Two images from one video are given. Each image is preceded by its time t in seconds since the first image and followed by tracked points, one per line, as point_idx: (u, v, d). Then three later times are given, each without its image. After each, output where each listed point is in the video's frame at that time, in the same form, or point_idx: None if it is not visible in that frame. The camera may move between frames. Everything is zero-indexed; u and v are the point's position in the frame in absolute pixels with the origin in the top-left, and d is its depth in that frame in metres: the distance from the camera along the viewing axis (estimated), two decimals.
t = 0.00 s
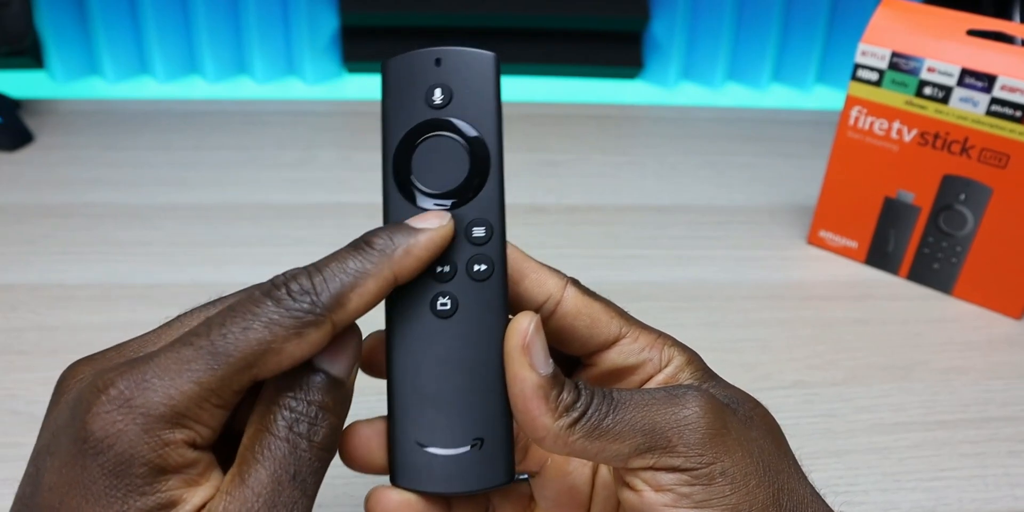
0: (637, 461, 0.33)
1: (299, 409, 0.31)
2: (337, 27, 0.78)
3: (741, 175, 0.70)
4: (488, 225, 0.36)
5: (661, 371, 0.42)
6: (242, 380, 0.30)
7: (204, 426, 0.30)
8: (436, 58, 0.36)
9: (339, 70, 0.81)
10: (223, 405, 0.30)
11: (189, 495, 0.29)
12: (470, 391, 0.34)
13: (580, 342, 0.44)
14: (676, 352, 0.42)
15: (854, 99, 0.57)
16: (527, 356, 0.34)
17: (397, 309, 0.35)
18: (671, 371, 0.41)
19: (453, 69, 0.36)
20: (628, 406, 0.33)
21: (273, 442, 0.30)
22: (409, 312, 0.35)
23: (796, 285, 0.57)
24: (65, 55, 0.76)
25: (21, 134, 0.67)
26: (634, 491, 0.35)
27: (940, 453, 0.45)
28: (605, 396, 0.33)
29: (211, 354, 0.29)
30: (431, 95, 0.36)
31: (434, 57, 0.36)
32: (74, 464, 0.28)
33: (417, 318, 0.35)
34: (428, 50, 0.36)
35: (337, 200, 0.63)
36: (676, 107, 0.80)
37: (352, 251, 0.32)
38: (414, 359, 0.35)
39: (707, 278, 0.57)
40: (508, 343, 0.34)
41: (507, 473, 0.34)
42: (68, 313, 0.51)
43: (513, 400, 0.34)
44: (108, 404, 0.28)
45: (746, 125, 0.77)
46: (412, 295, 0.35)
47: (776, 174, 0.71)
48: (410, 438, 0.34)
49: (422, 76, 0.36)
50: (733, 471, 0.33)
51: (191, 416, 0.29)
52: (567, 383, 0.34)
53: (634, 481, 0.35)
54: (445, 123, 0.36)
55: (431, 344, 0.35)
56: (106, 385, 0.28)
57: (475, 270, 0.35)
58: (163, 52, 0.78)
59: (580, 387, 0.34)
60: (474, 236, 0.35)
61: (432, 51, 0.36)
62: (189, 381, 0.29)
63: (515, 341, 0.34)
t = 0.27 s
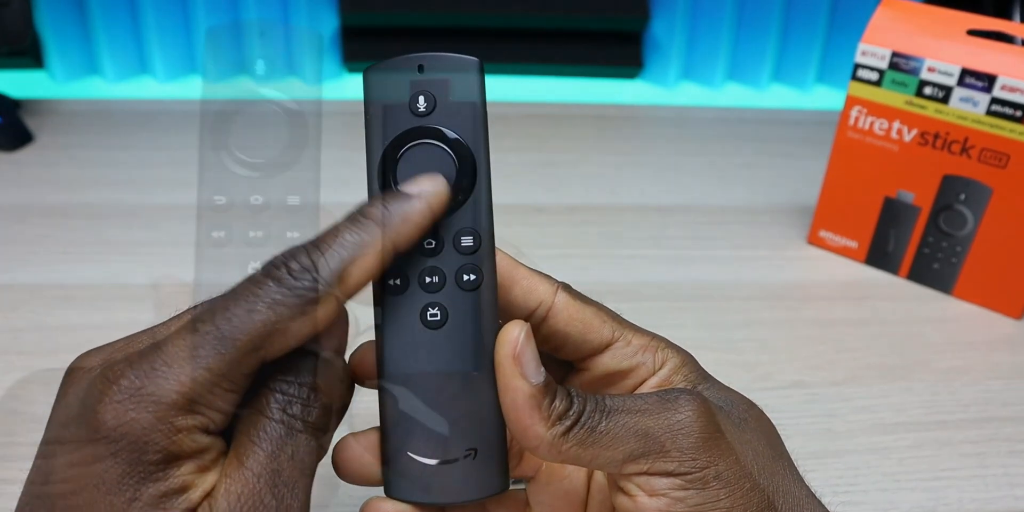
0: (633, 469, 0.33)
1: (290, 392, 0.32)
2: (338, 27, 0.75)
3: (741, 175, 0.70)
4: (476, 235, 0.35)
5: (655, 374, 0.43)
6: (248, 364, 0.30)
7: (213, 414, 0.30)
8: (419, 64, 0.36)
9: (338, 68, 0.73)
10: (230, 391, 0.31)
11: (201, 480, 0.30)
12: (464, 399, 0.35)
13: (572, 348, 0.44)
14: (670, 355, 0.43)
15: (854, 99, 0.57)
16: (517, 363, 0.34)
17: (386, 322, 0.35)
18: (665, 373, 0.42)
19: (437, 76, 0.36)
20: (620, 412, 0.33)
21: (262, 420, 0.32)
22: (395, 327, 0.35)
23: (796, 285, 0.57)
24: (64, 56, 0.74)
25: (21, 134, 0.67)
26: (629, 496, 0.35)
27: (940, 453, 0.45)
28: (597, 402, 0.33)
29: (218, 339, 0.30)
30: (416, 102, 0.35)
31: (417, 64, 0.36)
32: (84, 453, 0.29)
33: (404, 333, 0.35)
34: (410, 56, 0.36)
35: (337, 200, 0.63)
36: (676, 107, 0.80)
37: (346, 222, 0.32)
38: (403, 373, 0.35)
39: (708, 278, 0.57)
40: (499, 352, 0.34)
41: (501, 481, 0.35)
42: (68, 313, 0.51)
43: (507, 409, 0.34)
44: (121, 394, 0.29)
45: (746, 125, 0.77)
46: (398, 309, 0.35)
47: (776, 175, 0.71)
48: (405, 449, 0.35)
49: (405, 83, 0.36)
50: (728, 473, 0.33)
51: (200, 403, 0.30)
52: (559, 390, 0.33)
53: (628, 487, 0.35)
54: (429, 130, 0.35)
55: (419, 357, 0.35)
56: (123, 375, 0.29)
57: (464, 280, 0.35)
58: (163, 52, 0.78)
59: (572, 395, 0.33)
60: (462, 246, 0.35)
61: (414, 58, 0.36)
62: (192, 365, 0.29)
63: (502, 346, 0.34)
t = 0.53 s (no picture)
0: (646, 454, 0.34)
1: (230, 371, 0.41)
2: (336, 27, 0.78)
3: (741, 175, 0.70)
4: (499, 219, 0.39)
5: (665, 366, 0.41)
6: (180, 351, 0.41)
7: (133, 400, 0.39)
8: (450, 54, 0.40)
9: (338, 71, 0.78)
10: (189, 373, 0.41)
11: (136, 444, 0.39)
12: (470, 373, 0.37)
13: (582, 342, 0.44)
14: (677, 351, 0.42)
15: (854, 99, 0.57)
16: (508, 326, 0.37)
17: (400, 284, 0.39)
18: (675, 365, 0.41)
19: (465, 66, 0.40)
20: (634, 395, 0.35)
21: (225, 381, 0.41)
22: (410, 293, 0.39)
23: (796, 285, 0.57)
24: (66, 55, 0.76)
25: (21, 134, 0.67)
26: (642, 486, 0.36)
27: (940, 453, 0.45)
28: (612, 386, 0.35)
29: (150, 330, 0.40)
30: (446, 89, 0.39)
31: (447, 54, 0.40)
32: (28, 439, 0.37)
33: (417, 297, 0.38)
34: (442, 47, 0.40)
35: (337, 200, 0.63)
36: (676, 106, 0.81)
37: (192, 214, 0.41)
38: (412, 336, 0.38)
39: (707, 278, 0.57)
40: (517, 331, 0.37)
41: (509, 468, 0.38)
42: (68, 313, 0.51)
43: (527, 389, 0.34)
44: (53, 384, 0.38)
45: (745, 125, 0.77)
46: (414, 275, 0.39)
47: (777, 174, 0.71)
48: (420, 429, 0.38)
49: (437, 70, 0.40)
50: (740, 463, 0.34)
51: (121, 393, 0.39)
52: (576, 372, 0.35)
53: (642, 476, 0.35)
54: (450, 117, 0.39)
55: (431, 322, 0.38)
56: (64, 362, 0.39)
57: (488, 261, 0.39)
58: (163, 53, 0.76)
59: (587, 380, 0.35)
60: (488, 229, 0.39)
61: (445, 49, 0.40)
62: (180, 355, 0.41)
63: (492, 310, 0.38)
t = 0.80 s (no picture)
0: (634, 474, 0.36)
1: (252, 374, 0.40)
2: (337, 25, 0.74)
3: (741, 175, 0.70)
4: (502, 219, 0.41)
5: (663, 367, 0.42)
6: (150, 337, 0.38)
7: (104, 392, 0.37)
8: (459, 46, 0.42)
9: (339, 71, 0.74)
10: (159, 358, 0.38)
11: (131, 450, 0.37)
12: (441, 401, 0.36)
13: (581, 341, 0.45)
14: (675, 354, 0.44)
15: (854, 99, 0.57)
16: (459, 338, 0.37)
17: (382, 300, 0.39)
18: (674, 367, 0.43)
19: (474, 60, 0.42)
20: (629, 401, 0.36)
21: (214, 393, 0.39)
22: (406, 289, 0.38)
23: (796, 285, 0.57)
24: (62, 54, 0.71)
25: (21, 134, 0.67)
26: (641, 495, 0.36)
27: (941, 454, 0.45)
28: (609, 393, 0.36)
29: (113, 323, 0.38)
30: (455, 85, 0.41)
31: (457, 47, 0.42)
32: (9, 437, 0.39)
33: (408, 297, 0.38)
34: (451, 39, 0.42)
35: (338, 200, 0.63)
36: (676, 106, 0.81)
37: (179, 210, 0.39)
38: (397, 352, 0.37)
39: (708, 278, 0.57)
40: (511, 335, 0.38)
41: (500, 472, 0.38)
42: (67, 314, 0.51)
43: (509, 423, 0.35)
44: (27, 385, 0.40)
45: (745, 126, 0.77)
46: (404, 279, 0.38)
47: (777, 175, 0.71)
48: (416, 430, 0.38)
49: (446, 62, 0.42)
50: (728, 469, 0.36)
51: (88, 386, 0.37)
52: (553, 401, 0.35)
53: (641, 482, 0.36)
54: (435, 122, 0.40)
55: (416, 331, 0.37)
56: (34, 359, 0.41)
57: (492, 262, 0.41)
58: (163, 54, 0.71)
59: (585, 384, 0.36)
60: (491, 229, 0.41)
61: (455, 41, 0.42)
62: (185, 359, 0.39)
63: (451, 324, 0.37)
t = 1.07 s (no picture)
0: (637, 476, 0.36)
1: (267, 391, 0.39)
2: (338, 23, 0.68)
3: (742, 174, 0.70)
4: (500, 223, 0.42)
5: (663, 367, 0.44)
6: (154, 342, 0.37)
7: (111, 398, 0.36)
8: (456, 45, 0.42)
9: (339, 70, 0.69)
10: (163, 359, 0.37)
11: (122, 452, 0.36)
12: (446, 401, 0.36)
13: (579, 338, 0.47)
14: (676, 354, 0.46)
15: (854, 99, 0.57)
16: (460, 343, 0.36)
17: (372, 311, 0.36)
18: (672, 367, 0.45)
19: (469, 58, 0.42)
20: (626, 408, 0.36)
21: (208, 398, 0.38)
22: (403, 293, 0.36)
23: (797, 285, 0.57)
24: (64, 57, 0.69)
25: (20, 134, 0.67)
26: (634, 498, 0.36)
27: (941, 454, 0.45)
28: (605, 400, 0.36)
29: (119, 328, 0.36)
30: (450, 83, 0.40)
31: (454, 44, 0.42)
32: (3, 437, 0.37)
33: (405, 306, 0.36)
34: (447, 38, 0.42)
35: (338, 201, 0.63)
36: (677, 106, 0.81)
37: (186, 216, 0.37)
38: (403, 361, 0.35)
39: (709, 279, 0.57)
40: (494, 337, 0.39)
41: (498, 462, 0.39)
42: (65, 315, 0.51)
43: (512, 425, 0.35)
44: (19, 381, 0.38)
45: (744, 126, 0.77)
46: (395, 287, 0.36)
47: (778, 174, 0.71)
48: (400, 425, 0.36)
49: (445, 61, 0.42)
50: (723, 466, 0.37)
51: (95, 391, 0.36)
52: (555, 402, 0.35)
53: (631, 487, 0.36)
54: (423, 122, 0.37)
55: (414, 339, 0.35)
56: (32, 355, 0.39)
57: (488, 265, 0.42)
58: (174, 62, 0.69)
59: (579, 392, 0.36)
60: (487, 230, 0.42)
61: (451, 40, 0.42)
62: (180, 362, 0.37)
63: (447, 326, 0.36)
